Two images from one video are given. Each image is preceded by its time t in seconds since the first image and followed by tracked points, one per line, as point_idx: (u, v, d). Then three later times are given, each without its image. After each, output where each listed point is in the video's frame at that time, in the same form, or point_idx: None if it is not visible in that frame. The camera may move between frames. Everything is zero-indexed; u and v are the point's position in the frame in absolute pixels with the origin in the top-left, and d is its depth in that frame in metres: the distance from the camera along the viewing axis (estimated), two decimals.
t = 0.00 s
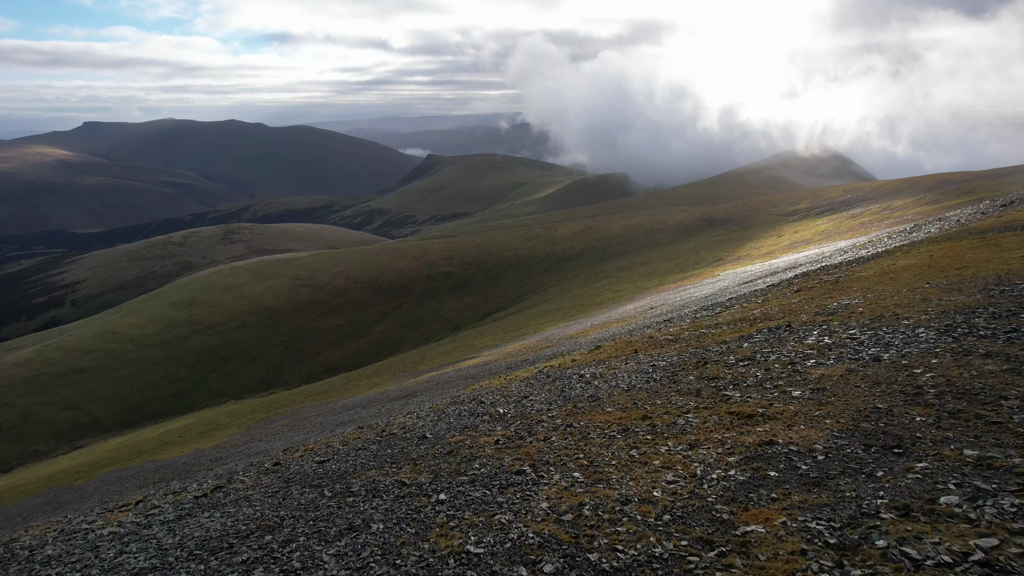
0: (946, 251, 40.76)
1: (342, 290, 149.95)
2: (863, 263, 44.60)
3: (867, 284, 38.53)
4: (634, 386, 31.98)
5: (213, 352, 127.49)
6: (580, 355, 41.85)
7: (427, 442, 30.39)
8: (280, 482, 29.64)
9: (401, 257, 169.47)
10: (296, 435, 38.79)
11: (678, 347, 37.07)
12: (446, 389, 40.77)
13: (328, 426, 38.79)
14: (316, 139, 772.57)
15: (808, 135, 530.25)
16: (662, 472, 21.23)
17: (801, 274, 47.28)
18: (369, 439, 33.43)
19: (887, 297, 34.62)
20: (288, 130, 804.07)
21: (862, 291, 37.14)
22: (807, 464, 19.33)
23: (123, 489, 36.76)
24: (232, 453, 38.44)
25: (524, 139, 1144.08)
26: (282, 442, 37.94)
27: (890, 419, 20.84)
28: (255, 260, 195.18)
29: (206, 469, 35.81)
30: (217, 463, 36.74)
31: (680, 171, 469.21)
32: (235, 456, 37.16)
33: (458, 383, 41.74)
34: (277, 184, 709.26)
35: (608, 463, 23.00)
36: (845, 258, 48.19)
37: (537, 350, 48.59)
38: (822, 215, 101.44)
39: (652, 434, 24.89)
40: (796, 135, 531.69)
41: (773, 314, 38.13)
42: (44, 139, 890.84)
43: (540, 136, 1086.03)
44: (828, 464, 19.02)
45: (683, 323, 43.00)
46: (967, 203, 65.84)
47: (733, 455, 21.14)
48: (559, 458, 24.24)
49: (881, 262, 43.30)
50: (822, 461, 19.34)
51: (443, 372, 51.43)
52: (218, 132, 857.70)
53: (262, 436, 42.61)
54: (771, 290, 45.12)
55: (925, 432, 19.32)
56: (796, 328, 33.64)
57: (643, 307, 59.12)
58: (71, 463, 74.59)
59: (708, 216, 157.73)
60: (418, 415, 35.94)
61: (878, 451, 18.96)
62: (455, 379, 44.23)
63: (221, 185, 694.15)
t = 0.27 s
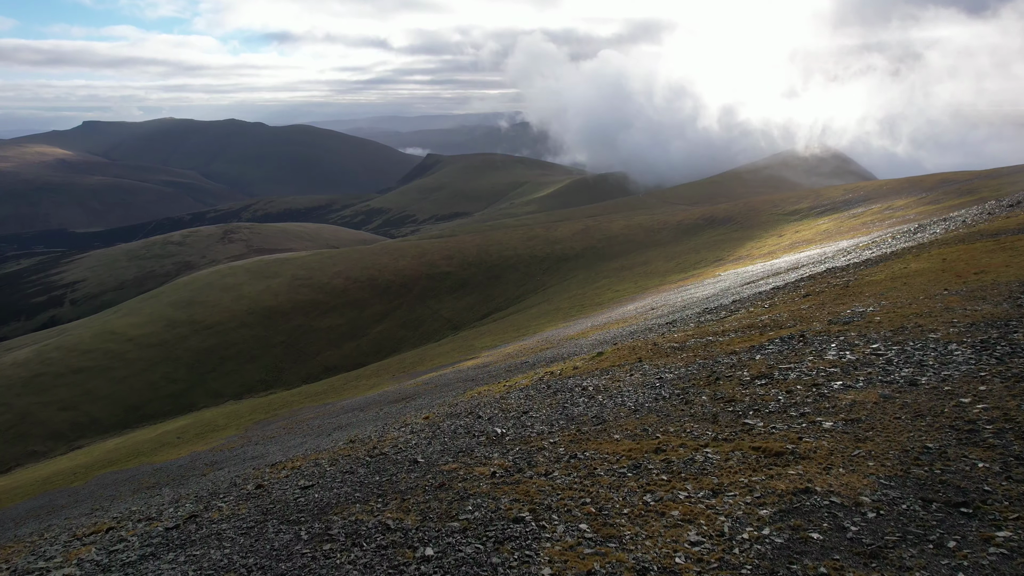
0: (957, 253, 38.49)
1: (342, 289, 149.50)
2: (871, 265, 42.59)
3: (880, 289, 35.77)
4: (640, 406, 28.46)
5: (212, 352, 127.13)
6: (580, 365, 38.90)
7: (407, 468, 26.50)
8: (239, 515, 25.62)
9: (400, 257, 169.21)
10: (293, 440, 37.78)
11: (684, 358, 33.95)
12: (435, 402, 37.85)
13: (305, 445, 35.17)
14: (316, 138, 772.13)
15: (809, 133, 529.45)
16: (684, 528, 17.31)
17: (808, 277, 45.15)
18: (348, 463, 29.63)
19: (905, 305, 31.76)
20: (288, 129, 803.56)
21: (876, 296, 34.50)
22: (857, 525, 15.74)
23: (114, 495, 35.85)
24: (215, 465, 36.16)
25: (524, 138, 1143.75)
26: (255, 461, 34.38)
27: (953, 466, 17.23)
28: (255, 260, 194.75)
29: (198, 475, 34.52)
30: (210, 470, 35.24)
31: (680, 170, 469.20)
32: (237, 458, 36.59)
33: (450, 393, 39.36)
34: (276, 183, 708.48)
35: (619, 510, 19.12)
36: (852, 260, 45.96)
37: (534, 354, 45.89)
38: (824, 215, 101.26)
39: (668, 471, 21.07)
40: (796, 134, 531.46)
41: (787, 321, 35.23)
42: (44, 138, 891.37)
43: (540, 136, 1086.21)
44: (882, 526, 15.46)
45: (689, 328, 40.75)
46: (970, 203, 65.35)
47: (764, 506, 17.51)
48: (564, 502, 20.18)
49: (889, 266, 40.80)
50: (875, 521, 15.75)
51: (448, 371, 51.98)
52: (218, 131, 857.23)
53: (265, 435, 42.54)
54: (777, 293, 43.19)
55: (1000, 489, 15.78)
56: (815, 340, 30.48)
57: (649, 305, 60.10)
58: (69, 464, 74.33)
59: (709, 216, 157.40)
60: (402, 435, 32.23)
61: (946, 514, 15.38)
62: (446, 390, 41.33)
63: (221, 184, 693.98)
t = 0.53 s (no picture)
0: (967, 254, 37.12)
1: (341, 289, 148.98)
2: (879, 267, 40.94)
3: (895, 296, 33.51)
4: (650, 429, 25.64)
5: (211, 352, 126.75)
6: (582, 375, 36.47)
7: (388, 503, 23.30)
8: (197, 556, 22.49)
9: (400, 256, 168.87)
10: (292, 442, 37.41)
11: (693, 372, 31.40)
12: (426, 414, 35.48)
13: (284, 466, 32.35)
14: (315, 138, 771.72)
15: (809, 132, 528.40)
16: None
17: (815, 280, 43.35)
18: (327, 491, 26.57)
19: (924, 315, 29.40)
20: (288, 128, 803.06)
21: (893, 304, 32.29)
22: None
23: (107, 502, 35.02)
24: (203, 477, 34.37)
25: (524, 137, 1143.34)
26: (231, 481, 31.66)
27: None
28: (254, 260, 194.35)
29: (195, 481, 33.85)
30: (203, 477, 34.35)
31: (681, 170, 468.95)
32: (236, 461, 36.25)
33: (443, 403, 37.26)
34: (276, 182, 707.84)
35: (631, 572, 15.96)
36: (859, 261, 44.26)
37: (534, 360, 43.73)
38: (825, 214, 101.03)
39: (688, 520, 17.90)
40: (796, 134, 531.33)
41: (801, 331, 32.87)
42: (43, 137, 891.49)
43: (540, 135, 1086.28)
44: None
45: (695, 335, 38.78)
46: (973, 203, 64.81)
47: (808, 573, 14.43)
48: (568, 560, 16.96)
49: (899, 270, 38.73)
50: None
51: (450, 372, 51.87)
52: (218, 129, 856.99)
53: (267, 436, 42.35)
54: (784, 297, 41.39)
55: None
56: (838, 354, 27.84)
57: (651, 304, 59.93)
58: (69, 464, 74.09)
59: (709, 215, 157.17)
60: (389, 457, 29.27)
61: None
62: (439, 402, 38.92)
63: (221, 184, 693.55)
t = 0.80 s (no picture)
0: (980, 254, 35.70)
1: (341, 289, 148.51)
2: (885, 270, 39.65)
3: (912, 303, 31.81)
4: (661, 456, 23.12)
5: (210, 352, 126.37)
6: (583, 384, 34.40)
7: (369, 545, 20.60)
8: None
9: (400, 256, 168.56)
10: (288, 446, 36.99)
11: (703, 386, 29.25)
12: (424, 420, 34.64)
13: (274, 477, 30.93)
14: (315, 137, 771.16)
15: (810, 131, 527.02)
16: None
17: (820, 282, 41.92)
18: (312, 520, 24.06)
19: (949, 326, 27.50)
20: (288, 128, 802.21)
21: (911, 312, 30.48)
22: None
23: (103, 505, 34.62)
24: (200, 481, 33.97)
25: (524, 136, 1142.18)
26: (217, 497, 30.12)
27: None
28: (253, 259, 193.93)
29: (189, 487, 33.29)
30: (198, 482, 33.92)
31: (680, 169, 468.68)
32: (230, 465, 35.81)
33: (438, 410, 35.94)
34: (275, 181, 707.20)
35: None
36: (864, 261, 43.13)
37: (533, 363, 42.44)
38: (826, 214, 100.85)
39: None
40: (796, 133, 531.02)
41: (815, 341, 31.07)
42: (43, 136, 889.36)
43: (540, 134, 1086.06)
44: None
45: (699, 341, 37.24)
46: (976, 202, 64.33)
47: None
48: None
49: (911, 272, 37.12)
50: None
51: (448, 372, 51.95)
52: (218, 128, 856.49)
53: (266, 437, 42.00)
54: (787, 300, 40.25)
55: None
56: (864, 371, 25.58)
57: (650, 305, 60.42)
58: (67, 465, 73.80)
59: (710, 214, 156.84)
60: (378, 479, 26.58)
61: None
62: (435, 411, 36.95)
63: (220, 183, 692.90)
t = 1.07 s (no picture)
0: (993, 256, 33.80)
1: (340, 288, 148.05)
2: (892, 272, 37.61)
3: (928, 311, 29.05)
4: (674, 490, 19.80)
5: (209, 352, 125.91)
6: (586, 395, 31.57)
7: None
8: None
9: (399, 255, 168.15)
10: (284, 450, 36.51)
11: (714, 402, 26.11)
12: (426, 423, 33.89)
13: (265, 488, 29.68)
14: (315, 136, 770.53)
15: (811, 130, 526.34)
16: None
17: (827, 285, 39.68)
18: (293, 553, 21.27)
19: (975, 338, 24.58)
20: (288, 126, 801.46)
21: (928, 322, 27.49)
22: None
23: (98, 510, 34.17)
24: (195, 487, 33.42)
25: (524, 135, 1141.47)
26: (203, 511, 28.69)
27: None
28: (253, 259, 193.51)
29: (183, 494, 32.65)
30: (192, 488, 33.30)
31: (680, 168, 468.38)
32: (226, 470, 35.28)
33: (434, 418, 34.43)
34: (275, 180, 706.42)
35: None
36: (868, 262, 41.92)
37: (532, 368, 40.65)
38: (827, 213, 100.63)
39: None
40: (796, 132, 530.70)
41: (830, 352, 28.01)
42: (42, 134, 888.30)
43: (540, 133, 1085.68)
44: None
45: (703, 347, 34.91)
46: (979, 202, 63.69)
47: None
48: None
49: (923, 277, 34.58)
50: None
51: (448, 374, 51.81)
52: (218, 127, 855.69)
53: (264, 439, 41.55)
54: (793, 301, 38.42)
55: None
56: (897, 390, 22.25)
57: (651, 305, 60.56)
58: (65, 465, 73.51)
59: (710, 214, 156.40)
60: (365, 505, 23.74)
61: None
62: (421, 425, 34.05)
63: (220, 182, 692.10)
